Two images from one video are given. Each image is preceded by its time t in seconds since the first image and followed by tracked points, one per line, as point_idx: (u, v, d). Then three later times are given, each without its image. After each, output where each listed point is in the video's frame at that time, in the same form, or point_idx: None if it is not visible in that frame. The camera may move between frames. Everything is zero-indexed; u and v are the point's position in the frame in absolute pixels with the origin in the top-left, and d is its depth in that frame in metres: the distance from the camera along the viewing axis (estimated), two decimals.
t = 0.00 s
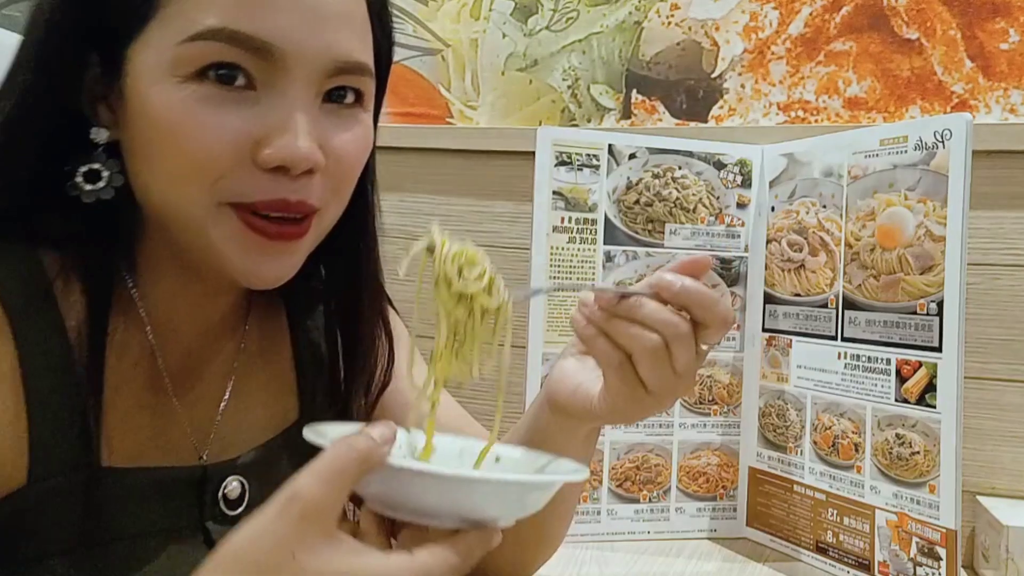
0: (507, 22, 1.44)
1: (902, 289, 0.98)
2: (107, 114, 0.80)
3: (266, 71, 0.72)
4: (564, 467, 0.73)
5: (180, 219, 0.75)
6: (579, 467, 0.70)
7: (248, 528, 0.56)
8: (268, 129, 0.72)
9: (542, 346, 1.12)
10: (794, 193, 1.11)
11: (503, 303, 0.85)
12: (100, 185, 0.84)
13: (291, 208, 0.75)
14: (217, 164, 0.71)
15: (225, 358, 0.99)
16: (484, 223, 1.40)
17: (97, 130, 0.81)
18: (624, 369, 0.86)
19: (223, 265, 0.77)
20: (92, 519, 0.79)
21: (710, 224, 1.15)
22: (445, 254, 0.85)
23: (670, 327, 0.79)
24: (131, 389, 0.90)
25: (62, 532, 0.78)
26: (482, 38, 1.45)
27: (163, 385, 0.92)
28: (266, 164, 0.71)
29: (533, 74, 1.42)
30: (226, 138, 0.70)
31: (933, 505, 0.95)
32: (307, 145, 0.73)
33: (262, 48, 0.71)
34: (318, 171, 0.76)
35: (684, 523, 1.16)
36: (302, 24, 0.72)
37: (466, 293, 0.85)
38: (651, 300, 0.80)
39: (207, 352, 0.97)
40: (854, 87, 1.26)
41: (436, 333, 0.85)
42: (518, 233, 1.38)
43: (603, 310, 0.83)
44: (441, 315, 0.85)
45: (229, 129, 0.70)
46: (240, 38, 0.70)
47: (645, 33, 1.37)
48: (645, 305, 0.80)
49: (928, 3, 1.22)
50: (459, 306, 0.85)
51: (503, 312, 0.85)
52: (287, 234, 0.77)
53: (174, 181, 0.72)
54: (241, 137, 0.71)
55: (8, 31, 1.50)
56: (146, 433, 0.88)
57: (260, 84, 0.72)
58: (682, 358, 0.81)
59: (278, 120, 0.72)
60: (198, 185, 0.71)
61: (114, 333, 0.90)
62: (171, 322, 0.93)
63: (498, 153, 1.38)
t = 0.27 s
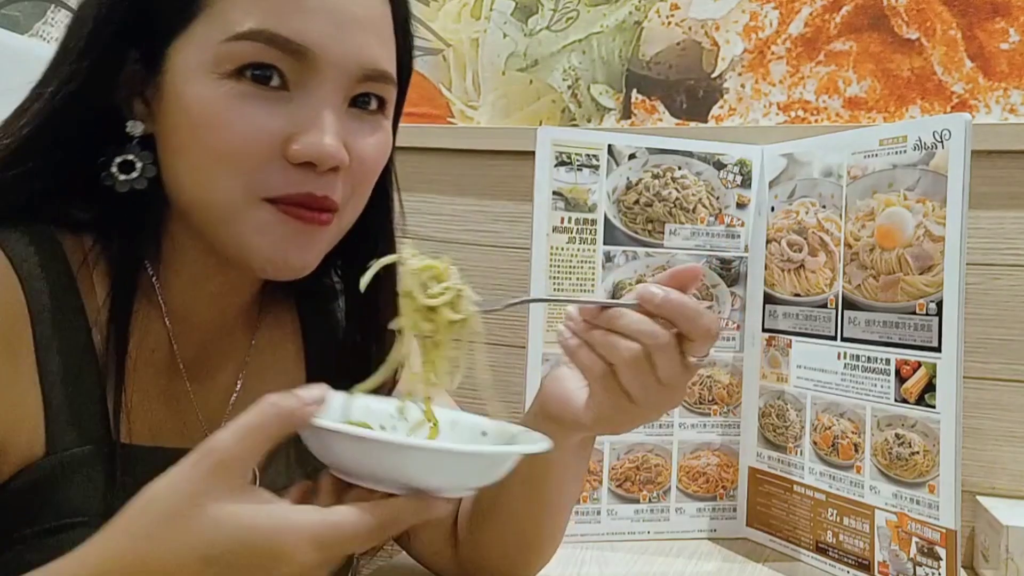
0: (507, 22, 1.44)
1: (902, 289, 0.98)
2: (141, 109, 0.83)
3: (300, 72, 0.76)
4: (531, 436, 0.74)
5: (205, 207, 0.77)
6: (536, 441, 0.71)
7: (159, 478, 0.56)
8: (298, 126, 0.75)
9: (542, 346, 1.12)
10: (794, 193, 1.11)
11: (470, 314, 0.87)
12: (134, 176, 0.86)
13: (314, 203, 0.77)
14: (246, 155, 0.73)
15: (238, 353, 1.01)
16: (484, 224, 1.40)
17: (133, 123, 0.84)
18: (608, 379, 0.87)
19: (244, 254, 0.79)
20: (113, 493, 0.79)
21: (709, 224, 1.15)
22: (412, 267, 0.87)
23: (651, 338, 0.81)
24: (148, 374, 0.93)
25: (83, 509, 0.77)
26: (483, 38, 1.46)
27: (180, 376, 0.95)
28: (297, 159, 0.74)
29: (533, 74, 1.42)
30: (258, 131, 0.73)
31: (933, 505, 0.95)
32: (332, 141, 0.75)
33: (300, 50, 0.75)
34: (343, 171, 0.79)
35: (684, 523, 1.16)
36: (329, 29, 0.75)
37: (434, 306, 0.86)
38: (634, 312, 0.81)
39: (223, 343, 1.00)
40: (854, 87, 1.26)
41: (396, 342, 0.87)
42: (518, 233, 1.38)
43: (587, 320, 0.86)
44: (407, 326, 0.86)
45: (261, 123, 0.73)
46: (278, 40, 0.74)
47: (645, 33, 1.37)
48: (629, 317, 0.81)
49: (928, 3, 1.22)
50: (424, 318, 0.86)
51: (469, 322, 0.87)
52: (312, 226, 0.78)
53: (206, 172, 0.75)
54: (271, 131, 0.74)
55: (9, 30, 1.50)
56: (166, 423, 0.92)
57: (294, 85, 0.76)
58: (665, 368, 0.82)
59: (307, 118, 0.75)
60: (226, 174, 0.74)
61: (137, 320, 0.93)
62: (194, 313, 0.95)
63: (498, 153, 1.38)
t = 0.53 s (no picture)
0: (507, 22, 1.44)
1: (902, 289, 0.98)
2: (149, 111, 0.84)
3: (304, 76, 0.76)
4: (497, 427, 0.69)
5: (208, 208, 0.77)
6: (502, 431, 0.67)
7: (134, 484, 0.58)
8: (302, 129, 0.75)
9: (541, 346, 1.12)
10: (794, 193, 1.11)
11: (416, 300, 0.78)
12: (134, 176, 0.86)
13: (317, 205, 0.77)
14: (253, 158, 0.74)
15: (241, 353, 1.01)
16: (485, 224, 1.40)
17: (137, 124, 0.85)
18: (563, 391, 0.81)
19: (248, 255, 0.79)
20: (126, 487, 0.80)
21: (709, 224, 1.15)
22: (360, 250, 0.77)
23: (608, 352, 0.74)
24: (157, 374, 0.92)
25: (97, 498, 0.80)
26: (483, 38, 1.46)
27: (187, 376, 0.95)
28: (299, 162, 0.74)
29: (533, 74, 1.42)
30: (264, 134, 0.74)
31: (933, 505, 0.94)
32: (335, 144, 0.76)
33: (304, 54, 0.75)
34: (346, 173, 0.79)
35: (684, 523, 1.16)
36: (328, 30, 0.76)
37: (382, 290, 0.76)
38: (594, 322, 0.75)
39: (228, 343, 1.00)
40: (854, 87, 1.26)
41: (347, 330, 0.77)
42: (518, 233, 1.38)
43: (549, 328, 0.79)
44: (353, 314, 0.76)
45: (267, 126, 0.74)
46: (285, 44, 0.75)
47: (645, 33, 1.37)
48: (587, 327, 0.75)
49: (928, 3, 1.22)
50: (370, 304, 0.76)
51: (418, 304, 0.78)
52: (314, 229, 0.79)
53: (214, 174, 0.75)
54: (277, 135, 0.74)
55: (9, 30, 1.50)
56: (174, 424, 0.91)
57: (298, 88, 0.76)
58: (621, 382, 0.76)
59: (311, 121, 0.76)
60: (232, 176, 0.74)
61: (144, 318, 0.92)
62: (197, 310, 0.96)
63: (498, 153, 1.38)
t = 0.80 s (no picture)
0: (507, 22, 1.44)
1: (902, 289, 0.98)
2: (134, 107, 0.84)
3: (277, 65, 0.76)
4: (482, 446, 0.70)
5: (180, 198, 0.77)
6: (485, 453, 0.67)
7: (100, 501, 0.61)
8: (270, 117, 0.75)
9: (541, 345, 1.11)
10: (794, 193, 1.11)
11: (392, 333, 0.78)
12: (118, 167, 0.91)
13: (285, 195, 0.77)
14: (219, 145, 0.74)
15: (223, 347, 1.03)
16: (485, 224, 1.40)
17: (121, 117, 0.86)
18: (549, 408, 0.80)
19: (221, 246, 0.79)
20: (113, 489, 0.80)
21: (709, 224, 1.15)
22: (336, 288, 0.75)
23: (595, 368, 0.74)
24: (139, 370, 0.93)
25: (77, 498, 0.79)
26: (483, 38, 1.46)
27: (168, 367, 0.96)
28: (266, 150, 0.73)
29: (533, 74, 1.42)
30: (232, 121, 0.73)
31: (933, 505, 0.94)
32: (305, 133, 0.75)
33: (274, 41, 0.75)
34: (318, 165, 0.78)
35: (684, 523, 1.16)
36: (299, 21, 0.75)
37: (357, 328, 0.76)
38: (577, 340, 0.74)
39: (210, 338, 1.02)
40: (854, 87, 1.26)
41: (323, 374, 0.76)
42: (518, 233, 1.38)
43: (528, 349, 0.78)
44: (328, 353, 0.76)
45: (234, 113, 0.73)
46: (255, 32, 0.74)
47: (645, 33, 1.37)
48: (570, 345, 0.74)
49: (928, 3, 1.22)
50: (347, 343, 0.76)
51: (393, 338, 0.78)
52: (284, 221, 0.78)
53: (181, 161, 0.75)
54: (245, 121, 0.73)
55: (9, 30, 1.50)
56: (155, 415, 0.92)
57: (270, 78, 0.76)
58: (608, 398, 0.75)
59: (280, 109, 0.75)
60: (200, 164, 0.74)
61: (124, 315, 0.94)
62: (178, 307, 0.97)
63: (498, 153, 1.38)
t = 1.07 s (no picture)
0: (507, 22, 1.44)
1: (902, 289, 0.98)
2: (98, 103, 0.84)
3: (226, 53, 0.76)
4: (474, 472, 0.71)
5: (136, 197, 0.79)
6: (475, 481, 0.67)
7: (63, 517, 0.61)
8: (218, 108, 0.75)
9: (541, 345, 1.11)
10: (794, 193, 1.11)
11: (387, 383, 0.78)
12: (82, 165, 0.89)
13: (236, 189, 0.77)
14: (168, 139, 0.74)
15: (198, 344, 1.04)
16: (484, 224, 1.40)
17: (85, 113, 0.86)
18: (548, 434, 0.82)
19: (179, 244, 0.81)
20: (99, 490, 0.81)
21: (709, 224, 1.15)
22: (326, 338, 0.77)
23: (594, 396, 0.76)
24: (111, 371, 0.96)
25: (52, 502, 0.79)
26: (483, 38, 1.46)
27: (139, 367, 0.98)
28: (213, 143, 0.74)
29: (533, 74, 1.42)
30: (178, 114, 0.74)
31: (933, 505, 0.94)
32: (255, 124, 0.75)
33: (221, 27, 0.74)
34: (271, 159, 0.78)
35: (684, 523, 1.16)
36: (270, 12, 0.76)
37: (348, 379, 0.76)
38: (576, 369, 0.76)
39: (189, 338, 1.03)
40: (854, 87, 1.26)
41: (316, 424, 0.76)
42: (518, 233, 1.38)
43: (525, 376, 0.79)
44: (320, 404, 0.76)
45: (180, 106, 0.74)
46: (201, 18, 0.74)
47: (645, 33, 1.37)
48: (569, 374, 0.76)
49: (928, 3, 1.22)
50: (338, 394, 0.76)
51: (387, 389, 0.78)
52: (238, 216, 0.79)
53: (132, 156, 0.76)
54: (191, 113, 0.74)
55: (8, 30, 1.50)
56: (127, 417, 0.95)
57: (223, 68, 0.76)
58: (608, 425, 0.78)
59: (229, 100, 0.75)
60: (150, 161, 0.75)
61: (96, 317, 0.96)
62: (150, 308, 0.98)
63: (497, 153, 1.38)
